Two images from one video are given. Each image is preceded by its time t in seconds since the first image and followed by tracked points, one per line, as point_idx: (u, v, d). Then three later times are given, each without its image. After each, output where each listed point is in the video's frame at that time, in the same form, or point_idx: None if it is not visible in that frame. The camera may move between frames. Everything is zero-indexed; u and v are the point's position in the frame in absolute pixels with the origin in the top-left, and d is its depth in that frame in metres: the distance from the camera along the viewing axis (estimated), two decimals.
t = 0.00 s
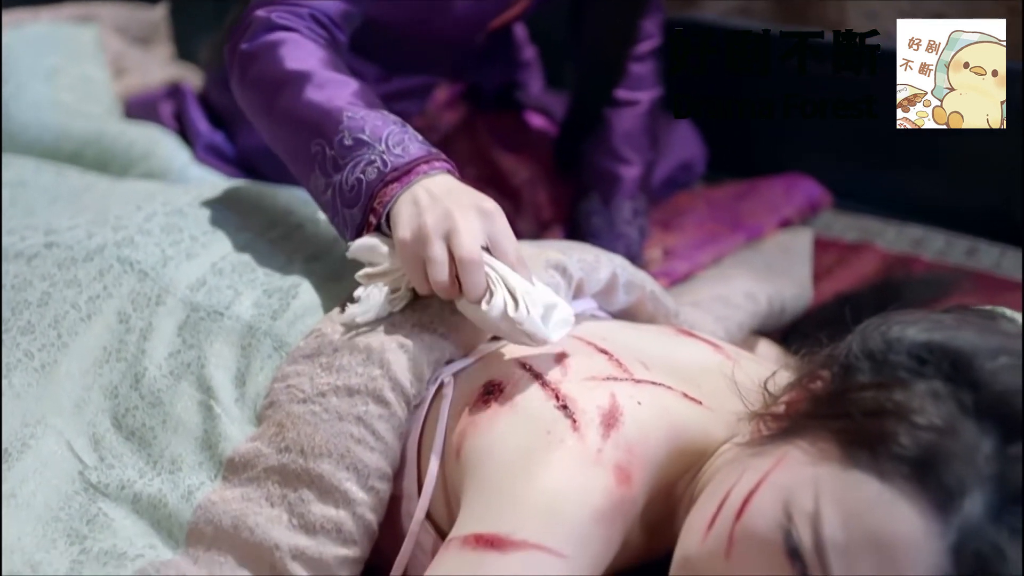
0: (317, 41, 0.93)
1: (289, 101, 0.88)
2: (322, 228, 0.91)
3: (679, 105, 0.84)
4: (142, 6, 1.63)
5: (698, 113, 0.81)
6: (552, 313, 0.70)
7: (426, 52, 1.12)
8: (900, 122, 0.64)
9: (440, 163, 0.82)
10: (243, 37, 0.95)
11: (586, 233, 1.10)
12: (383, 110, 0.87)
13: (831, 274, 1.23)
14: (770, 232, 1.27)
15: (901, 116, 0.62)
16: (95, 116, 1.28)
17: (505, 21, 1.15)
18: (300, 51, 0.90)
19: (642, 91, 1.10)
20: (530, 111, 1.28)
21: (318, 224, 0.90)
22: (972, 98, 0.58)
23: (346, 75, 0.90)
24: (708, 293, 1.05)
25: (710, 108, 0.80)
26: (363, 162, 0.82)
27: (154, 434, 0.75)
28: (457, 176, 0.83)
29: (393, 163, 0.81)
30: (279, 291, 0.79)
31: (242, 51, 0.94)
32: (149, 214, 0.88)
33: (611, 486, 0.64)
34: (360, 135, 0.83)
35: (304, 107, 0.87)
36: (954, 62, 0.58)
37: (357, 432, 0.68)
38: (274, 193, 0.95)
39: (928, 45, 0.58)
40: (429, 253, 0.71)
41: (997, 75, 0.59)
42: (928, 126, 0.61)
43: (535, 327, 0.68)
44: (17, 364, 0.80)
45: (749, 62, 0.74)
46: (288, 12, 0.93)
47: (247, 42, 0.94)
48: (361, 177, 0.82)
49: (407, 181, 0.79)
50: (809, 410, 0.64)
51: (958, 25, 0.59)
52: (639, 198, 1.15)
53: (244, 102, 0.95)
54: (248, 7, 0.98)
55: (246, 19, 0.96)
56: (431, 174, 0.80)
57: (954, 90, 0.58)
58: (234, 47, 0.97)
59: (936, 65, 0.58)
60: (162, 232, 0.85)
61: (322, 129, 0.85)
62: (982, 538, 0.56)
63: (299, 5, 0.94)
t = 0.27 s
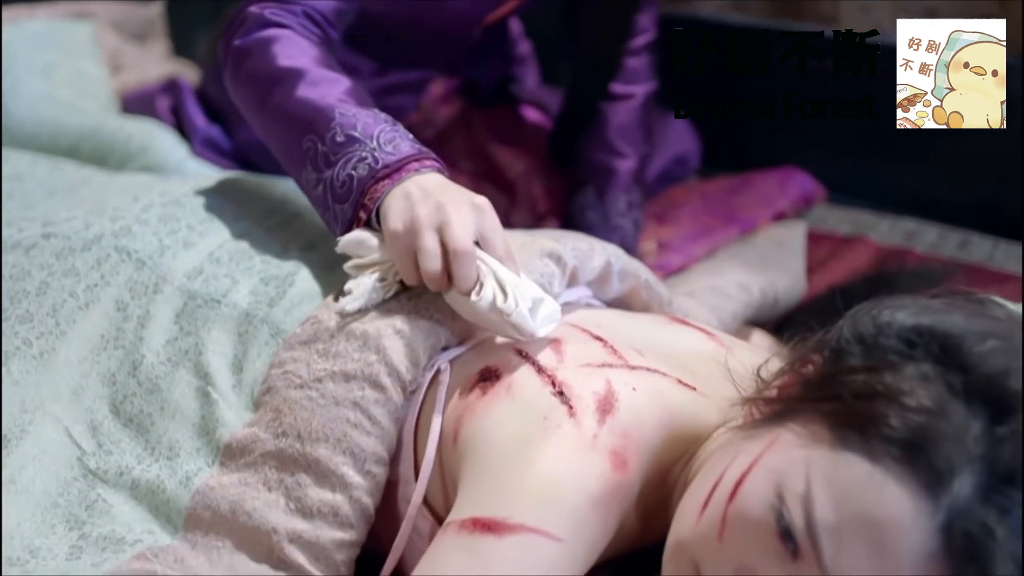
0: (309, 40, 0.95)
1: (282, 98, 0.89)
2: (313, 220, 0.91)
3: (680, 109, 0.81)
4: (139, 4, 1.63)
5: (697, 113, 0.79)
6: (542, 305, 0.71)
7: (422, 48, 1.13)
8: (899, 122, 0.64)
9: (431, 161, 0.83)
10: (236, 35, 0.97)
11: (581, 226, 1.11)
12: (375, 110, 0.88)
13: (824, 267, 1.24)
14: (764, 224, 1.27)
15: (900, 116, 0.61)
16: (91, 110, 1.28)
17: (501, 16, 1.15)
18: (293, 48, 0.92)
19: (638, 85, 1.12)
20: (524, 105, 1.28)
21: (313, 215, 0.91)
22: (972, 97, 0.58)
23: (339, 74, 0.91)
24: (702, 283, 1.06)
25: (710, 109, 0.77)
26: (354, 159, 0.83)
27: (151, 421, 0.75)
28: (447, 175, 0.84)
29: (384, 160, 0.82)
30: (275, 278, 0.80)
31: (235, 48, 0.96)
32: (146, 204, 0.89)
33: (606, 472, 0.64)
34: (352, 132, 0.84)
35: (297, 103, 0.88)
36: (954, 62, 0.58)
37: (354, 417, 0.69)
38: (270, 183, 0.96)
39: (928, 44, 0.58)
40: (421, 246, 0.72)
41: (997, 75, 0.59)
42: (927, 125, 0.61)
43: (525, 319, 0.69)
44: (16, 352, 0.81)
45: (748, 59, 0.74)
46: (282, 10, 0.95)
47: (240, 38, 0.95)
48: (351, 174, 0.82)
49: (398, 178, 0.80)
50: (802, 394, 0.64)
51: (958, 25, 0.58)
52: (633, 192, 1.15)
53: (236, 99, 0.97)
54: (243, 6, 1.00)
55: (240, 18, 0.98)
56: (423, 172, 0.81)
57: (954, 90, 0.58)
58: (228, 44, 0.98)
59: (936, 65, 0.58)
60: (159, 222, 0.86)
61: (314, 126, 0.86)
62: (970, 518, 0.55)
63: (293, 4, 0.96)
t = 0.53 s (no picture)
0: (309, 36, 0.95)
1: (282, 94, 0.90)
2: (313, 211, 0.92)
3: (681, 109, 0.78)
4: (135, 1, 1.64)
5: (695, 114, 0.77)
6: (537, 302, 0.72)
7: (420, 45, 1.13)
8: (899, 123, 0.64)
9: (430, 156, 0.84)
10: (235, 31, 0.97)
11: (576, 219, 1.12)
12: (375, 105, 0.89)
13: (818, 260, 1.24)
14: (758, 217, 1.27)
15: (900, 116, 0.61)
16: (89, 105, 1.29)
17: (497, 12, 1.15)
18: (293, 44, 0.92)
19: (633, 79, 1.13)
20: (522, 101, 1.28)
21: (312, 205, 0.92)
22: (972, 98, 0.58)
23: (338, 70, 0.92)
24: (697, 275, 1.07)
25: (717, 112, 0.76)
26: (354, 154, 0.84)
27: (150, 408, 0.76)
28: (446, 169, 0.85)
29: (384, 155, 0.83)
30: (273, 267, 0.81)
31: (234, 44, 0.96)
32: (143, 195, 0.90)
33: (602, 456, 0.64)
34: (352, 128, 0.85)
35: (298, 100, 0.88)
36: (954, 62, 0.58)
37: (351, 403, 0.69)
38: (269, 175, 0.97)
39: (928, 44, 0.58)
40: (420, 239, 0.73)
41: (997, 75, 0.59)
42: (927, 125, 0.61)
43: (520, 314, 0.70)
44: (16, 341, 0.81)
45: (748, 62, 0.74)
46: (281, 7, 0.95)
47: (239, 35, 0.95)
48: (352, 169, 0.83)
49: (398, 174, 0.82)
50: (794, 378, 0.64)
51: (958, 25, 0.59)
52: (629, 185, 1.15)
53: (236, 94, 0.97)
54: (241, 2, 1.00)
55: (237, 14, 0.98)
56: (422, 167, 0.82)
57: (954, 90, 0.58)
58: (226, 41, 0.99)
59: (936, 65, 0.58)
60: (158, 212, 0.86)
61: (315, 122, 0.87)
62: (959, 499, 0.56)
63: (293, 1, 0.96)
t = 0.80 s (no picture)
0: (307, 30, 0.95)
1: (281, 87, 0.90)
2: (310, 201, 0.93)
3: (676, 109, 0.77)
4: None
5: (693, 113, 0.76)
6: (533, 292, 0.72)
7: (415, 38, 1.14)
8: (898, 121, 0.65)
9: (428, 148, 0.85)
10: (233, 25, 0.97)
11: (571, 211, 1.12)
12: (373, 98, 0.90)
13: (811, 252, 1.25)
14: (751, 211, 1.31)
15: (901, 116, 0.63)
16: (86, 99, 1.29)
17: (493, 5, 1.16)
18: (292, 38, 0.93)
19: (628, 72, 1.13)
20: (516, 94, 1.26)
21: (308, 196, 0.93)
22: (972, 97, 0.59)
23: (337, 63, 0.92)
24: (691, 267, 1.08)
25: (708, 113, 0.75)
26: (353, 146, 0.85)
27: (149, 394, 0.77)
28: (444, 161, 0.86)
29: (382, 147, 0.84)
30: (270, 255, 0.82)
31: (232, 38, 0.96)
32: (141, 185, 0.90)
33: (597, 438, 0.65)
34: (350, 120, 0.86)
35: (296, 93, 0.89)
36: (954, 62, 0.58)
37: (349, 388, 0.70)
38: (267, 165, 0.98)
39: (927, 44, 0.58)
40: (419, 229, 0.74)
41: (998, 75, 0.59)
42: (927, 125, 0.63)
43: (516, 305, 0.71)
44: (15, 329, 0.82)
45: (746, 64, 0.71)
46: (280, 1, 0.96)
47: (238, 29, 0.96)
48: (350, 161, 0.84)
49: (396, 165, 0.82)
50: (787, 360, 0.65)
51: (958, 25, 0.59)
52: (623, 176, 1.18)
53: (235, 87, 0.97)
54: None
55: (236, 8, 0.99)
56: (421, 159, 0.83)
57: (954, 90, 0.59)
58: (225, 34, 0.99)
59: (936, 65, 0.58)
60: (156, 202, 0.87)
61: (314, 114, 0.88)
62: (949, 476, 0.57)
63: None
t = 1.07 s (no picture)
0: (308, 23, 0.96)
1: (281, 79, 0.91)
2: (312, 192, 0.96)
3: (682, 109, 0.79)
4: None
5: (695, 113, 0.78)
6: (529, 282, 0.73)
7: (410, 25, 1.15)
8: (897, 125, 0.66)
9: (425, 138, 0.86)
10: (234, 18, 0.98)
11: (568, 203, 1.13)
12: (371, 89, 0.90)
13: (807, 245, 1.26)
14: (748, 204, 1.28)
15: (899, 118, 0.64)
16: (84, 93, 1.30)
17: None
18: (292, 31, 0.93)
19: (624, 65, 1.14)
20: (513, 87, 1.25)
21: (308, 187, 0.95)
22: (972, 97, 0.61)
23: (336, 55, 0.93)
24: (687, 258, 1.08)
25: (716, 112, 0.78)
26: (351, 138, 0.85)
27: (149, 383, 0.77)
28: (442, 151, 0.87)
29: (380, 139, 0.84)
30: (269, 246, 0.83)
31: (233, 31, 0.96)
32: (140, 177, 0.91)
33: (593, 422, 0.66)
34: (349, 112, 0.86)
35: (296, 86, 0.90)
36: (954, 62, 0.61)
37: (347, 376, 0.71)
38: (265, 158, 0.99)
39: (927, 45, 0.61)
40: (415, 221, 0.74)
41: (997, 75, 0.62)
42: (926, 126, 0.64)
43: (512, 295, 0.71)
44: (16, 319, 0.81)
45: (746, 65, 0.74)
46: None
47: (239, 22, 0.96)
48: (348, 152, 0.85)
49: (393, 157, 0.83)
50: (782, 345, 0.66)
51: (958, 25, 0.62)
52: (620, 171, 1.16)
53: (236, 80, 0.98)
54: None
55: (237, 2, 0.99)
56: (418, 149, 0.84)
57: (954, 90, 0.61)
58: (227, 27, 0.99)
59: (936, 65, 0.61)
60: (156, 194, 0.88)
61: (313, 107, 0.88)
62: (942, 457, 0.57)
63: None
